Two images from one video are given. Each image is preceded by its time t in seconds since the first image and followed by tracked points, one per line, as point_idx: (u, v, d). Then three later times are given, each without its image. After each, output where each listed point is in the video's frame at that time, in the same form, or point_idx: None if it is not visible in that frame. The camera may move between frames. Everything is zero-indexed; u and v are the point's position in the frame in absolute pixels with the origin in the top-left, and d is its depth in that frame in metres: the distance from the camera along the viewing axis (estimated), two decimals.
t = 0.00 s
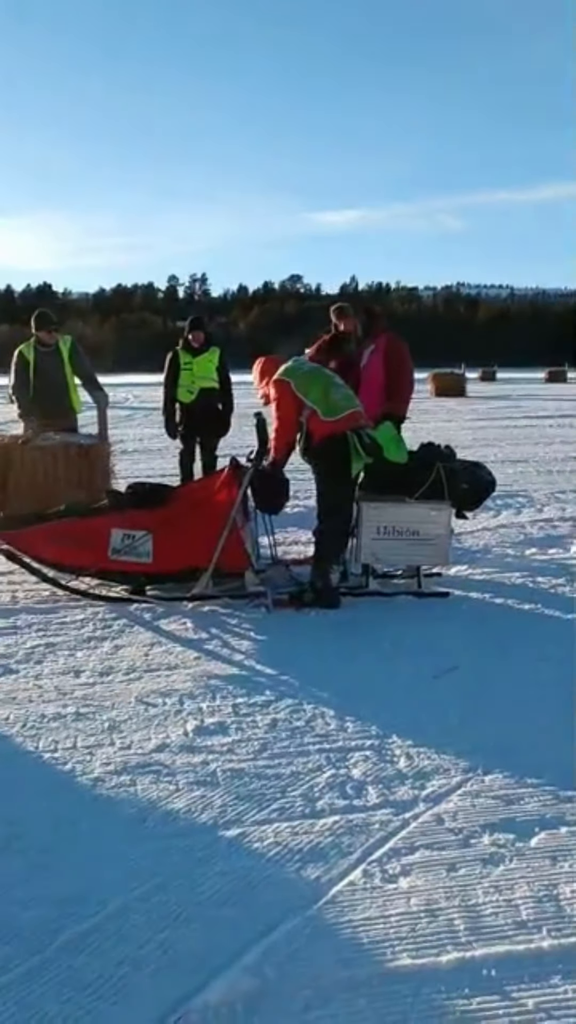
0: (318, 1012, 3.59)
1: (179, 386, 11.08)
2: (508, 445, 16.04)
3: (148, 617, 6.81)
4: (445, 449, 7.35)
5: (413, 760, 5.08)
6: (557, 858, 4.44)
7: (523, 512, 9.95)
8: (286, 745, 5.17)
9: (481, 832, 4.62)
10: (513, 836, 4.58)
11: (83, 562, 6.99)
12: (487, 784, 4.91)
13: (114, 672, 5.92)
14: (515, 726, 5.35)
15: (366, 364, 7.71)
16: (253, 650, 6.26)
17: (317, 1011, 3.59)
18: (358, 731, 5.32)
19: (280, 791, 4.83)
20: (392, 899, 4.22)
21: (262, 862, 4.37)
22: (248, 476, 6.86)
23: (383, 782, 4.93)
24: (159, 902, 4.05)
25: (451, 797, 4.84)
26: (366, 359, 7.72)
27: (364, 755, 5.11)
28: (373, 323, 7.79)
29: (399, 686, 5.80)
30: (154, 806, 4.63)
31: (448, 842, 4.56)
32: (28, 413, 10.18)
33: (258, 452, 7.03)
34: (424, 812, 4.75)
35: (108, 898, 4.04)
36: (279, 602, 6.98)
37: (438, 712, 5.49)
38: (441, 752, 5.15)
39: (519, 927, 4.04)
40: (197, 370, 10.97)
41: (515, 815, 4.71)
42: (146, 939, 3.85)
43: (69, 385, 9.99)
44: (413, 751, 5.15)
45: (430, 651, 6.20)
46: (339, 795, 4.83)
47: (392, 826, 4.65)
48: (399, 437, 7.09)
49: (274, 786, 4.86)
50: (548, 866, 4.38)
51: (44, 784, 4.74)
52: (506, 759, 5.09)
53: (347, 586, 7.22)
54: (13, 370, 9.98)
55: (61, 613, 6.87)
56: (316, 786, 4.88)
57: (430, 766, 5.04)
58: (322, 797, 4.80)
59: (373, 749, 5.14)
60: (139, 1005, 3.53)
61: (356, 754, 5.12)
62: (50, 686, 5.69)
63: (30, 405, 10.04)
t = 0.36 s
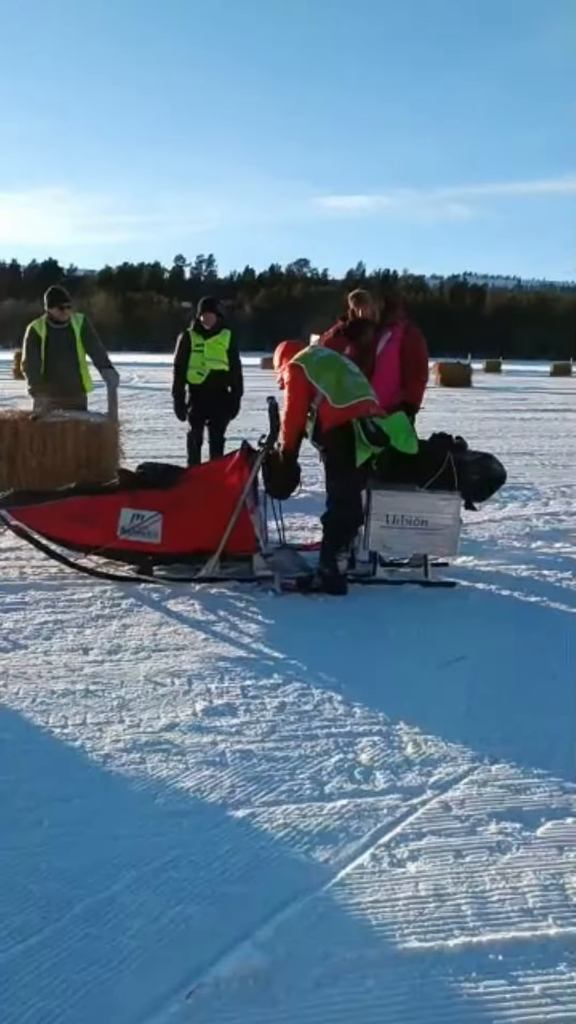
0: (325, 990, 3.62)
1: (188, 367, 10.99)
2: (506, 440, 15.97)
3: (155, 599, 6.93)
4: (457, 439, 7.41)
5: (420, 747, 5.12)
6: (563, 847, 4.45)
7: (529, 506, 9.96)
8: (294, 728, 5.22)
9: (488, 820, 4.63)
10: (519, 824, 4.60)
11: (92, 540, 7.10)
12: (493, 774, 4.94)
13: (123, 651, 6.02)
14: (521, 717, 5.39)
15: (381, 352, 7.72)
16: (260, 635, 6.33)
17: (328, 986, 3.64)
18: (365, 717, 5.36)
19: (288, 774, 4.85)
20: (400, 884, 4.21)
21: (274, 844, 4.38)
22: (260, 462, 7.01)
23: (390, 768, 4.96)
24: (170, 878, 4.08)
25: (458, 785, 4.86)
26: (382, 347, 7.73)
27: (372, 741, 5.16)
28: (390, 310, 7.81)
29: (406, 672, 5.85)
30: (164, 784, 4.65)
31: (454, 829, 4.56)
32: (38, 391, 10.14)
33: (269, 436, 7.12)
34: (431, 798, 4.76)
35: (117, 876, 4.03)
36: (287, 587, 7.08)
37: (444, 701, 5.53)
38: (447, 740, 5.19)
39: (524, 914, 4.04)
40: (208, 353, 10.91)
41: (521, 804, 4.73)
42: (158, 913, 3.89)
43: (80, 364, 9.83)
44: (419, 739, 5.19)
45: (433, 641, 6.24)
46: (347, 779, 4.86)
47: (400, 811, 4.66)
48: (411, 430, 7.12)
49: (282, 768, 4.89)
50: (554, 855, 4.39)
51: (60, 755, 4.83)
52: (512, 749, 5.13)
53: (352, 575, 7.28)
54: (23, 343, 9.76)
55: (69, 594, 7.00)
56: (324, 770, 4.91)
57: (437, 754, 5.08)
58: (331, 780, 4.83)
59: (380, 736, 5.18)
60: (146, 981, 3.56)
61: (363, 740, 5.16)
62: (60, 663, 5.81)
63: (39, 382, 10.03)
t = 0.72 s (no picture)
0: (324, 966, 3.64)
1: (184, 347, 10.94)
2: (500, 426, 15.96)
3: (152, 580, 6.96)
4: (452, 423, 7.41)
5: (416, 729, 5.16)
6: (557, 828, 4.47)
7: (525, 491, 9.98)
8: (291, 709, 5.25)
9: (483, 801, 4.65)
10: (515, 805, 4.62)
11: (88, 521, 7.13)
12: (488, 756, 4.97)
13: (120, 632, 6.05)
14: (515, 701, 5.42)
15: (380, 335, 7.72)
16: (257, 616, 6.36)
17: (326, 963, 3.65)
18: (362, 698, 5.40)
19: (285, 754, 4.89)
20: (397, 863, 4.22)
21: (272, 823, 4.41)
22: (256, 444, 7.06)
23: (387, 749, 5.00)
24: (170, 856, 4.13)
25: (454, 767, 4.89)
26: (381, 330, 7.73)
27: (368, 722, 5.20)
28: (388, 295, 7.82)
29: (403, 654, 5.89)
30: (161, 765, 4.73)
31: (450, 809, 4.58)
32: (34, 370, 10.12)
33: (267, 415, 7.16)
34: (428, 779, 4.78)
35: (117, 853, 4.11)
36: (283, 569, 7.10)
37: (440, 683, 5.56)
38: (443, 722, 5.22)
39: (520, 893, 4.06)
40: (203, 334, 10.88)
41: (516, 786, 4.76)
42: (158, 892, 3.93)
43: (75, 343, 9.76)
44: (415, 720, 5.23)
45: (428, 624, 6.27)
46: (344, 760, 4.89)
47: (397, 792, 4.69)
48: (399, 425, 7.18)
49: (280, 749, 4.93)
50: (548, 836, 4.41)
51: (60, 733, 4.92)
52: (507, 732, 5.17)
53: (347, 558, 7.31)
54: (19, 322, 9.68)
55: (67, 573, 7.03)
56: (321, 750, 4.95)
57: (433, 736, 5.11)
58: (328, 761, 4.86)
59: (377, 717, 5.21)
60: (145, 960, 3.60)
61: (360, 721, 5.19)
62: (57, 644, 5.85)
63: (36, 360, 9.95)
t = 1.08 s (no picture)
0: (323, 964, 3.63)
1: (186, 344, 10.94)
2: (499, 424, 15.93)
3: (151, 576, 6.93)
4: (454, 423, 7.40)
5: (416, 728, 5.15)
6: (557, 828, 4.47)
7: (524, 490, 9.97)
8: (291, 707, 5.24)
9: (482, 801, 4.65)
10: (514, 804, 4.62)
11: (89, 519, 7.13)
12: (487, 755, 4.97)
13: (120, 629, 6.03)
14: (515, 701, 5.41)
15: (384, 333, 7.67)
16: (256, 614, 6.35)
17: (325, 961, 3.64)
18: (361, 696, 5.39)
19: (285, 752, 4.88)
20: (396, 862, 4.22)
21: (272, 822, 4.40)
22: (256, 442, 7.05)
23: (386, 747, 4.99)
24: (170, 854, 4.13)
25: (454, 766, 4.89)
26: (385, 327, 7.70)
27: (368, 720, 5.19)
28: (392, 294, 7.79)
29: (403, 653, 5.88)
30: (161, 762, 4.72)
31: (450, 809, 4.58)
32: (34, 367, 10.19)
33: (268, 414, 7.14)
34: (427, 779, 4.78)
35: (117, 851, 4.11)
36: (282, 566, 7.09)
37: (439, 682, 5.56)
38: (442, 721, 5.21)
39: (519, 892, 4.06)
40: (205, 330, 10.86)
41: (515, 785, 4.76)
42: (158, 888, 3.93)
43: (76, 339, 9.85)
44: (415, 719, 5.22)
45: (427, 623, 6.26)
46: (344, 759, 4.88)
47: (396, 791, 4.68)
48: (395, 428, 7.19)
49: (279, 747, 4.92)
50: (547, 835, 4.41)
51: (60, 730, 4.92)
52: (506, 731, 5.16)
53: (346, 556, 7.29)
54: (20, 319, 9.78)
55: (66, 570, 7.00)
56: (321, 749, 4.94)
57: (432, 734, 5.10)
58: (327, 760, 4.85)
59: (376, 716, 5.21)
60: (145, 956, 3.59)
61: (360, 719, 5.18)
62: (57, 640, 5.83)
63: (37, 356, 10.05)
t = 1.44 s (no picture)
0: (353, 950, 3.61)
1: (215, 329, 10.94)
2: (527, 411, 15.76)
3: (180, 560, 6.94)
4: (486, 408, 7.33)
5: (446, 715, 5.12)
6: None
7: (552, 478, 9.87)
8: (320, 692, 5.23)
9: (513, 789, 4.61)
10: (544, 792, 4.58)
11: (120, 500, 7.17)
12: (518, 742, 4.92)
13: (150, 612, 6.05)
14: (546, 690, 5.36)
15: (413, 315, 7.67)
16: (286, 598, 6.34)
17: (355, 945, 3.63)
18: (391, 682, 5.37)
19: (314, 737, 4.87)
20: (426, 847, 4.20)
21: (302, 807, 4.39)
22: (286, 427, 7.05)
23: (415, 733, 4.96)
24: (200, 835, 4.13)
25: (484, 752, 4.85)
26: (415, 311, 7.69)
27: (398, 706, 5.16)
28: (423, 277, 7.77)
29: (433, 639, 5.85)
30: (191, 745, 4.73)
31: (480, 796, 4.54)
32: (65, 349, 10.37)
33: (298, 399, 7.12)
34: (457, 765, 4.75)
35: (149, 831, 4.12)
36: (311, 552, 7.07)
37: (469, 669, 5.52)
38: (472, 708, 5.18)
39: (549, 881, 4.02)
40: (235, 314, 10.84)
41: (546, 774, 4.71)
42: (188, 869, 3.93)
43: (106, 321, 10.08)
44: (445, 706, 5.19)
45: (457, 610, 6.22)
46: (373, 744, 4.86)
47: (426, 777, 4.66)
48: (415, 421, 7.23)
49: (308, 731, 4.91)
50: None
51: (92, 711, 4.93)
52: (537, 719, 5.12)
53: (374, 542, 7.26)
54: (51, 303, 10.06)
55: (96, 553, 7.02)
56: (350, 734, 4.92)
57: (461, 721, 5.07)
58: (356, 745, 4.83)
59: (405, 701, 5.19)
60: (177, 936, 3.59)
61: (389, 705, 5.16)
62: (88, 622, 5.85)
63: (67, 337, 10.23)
